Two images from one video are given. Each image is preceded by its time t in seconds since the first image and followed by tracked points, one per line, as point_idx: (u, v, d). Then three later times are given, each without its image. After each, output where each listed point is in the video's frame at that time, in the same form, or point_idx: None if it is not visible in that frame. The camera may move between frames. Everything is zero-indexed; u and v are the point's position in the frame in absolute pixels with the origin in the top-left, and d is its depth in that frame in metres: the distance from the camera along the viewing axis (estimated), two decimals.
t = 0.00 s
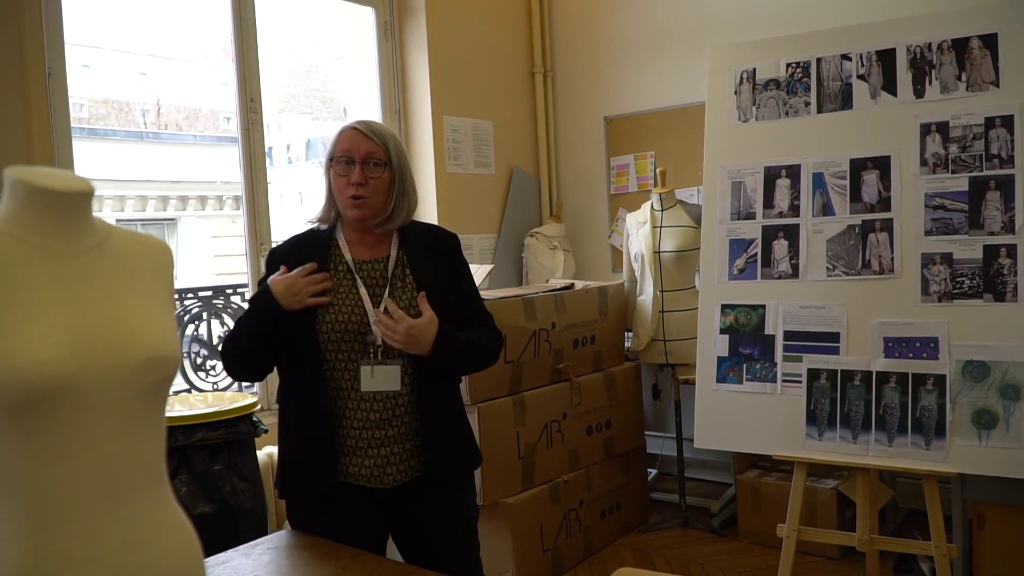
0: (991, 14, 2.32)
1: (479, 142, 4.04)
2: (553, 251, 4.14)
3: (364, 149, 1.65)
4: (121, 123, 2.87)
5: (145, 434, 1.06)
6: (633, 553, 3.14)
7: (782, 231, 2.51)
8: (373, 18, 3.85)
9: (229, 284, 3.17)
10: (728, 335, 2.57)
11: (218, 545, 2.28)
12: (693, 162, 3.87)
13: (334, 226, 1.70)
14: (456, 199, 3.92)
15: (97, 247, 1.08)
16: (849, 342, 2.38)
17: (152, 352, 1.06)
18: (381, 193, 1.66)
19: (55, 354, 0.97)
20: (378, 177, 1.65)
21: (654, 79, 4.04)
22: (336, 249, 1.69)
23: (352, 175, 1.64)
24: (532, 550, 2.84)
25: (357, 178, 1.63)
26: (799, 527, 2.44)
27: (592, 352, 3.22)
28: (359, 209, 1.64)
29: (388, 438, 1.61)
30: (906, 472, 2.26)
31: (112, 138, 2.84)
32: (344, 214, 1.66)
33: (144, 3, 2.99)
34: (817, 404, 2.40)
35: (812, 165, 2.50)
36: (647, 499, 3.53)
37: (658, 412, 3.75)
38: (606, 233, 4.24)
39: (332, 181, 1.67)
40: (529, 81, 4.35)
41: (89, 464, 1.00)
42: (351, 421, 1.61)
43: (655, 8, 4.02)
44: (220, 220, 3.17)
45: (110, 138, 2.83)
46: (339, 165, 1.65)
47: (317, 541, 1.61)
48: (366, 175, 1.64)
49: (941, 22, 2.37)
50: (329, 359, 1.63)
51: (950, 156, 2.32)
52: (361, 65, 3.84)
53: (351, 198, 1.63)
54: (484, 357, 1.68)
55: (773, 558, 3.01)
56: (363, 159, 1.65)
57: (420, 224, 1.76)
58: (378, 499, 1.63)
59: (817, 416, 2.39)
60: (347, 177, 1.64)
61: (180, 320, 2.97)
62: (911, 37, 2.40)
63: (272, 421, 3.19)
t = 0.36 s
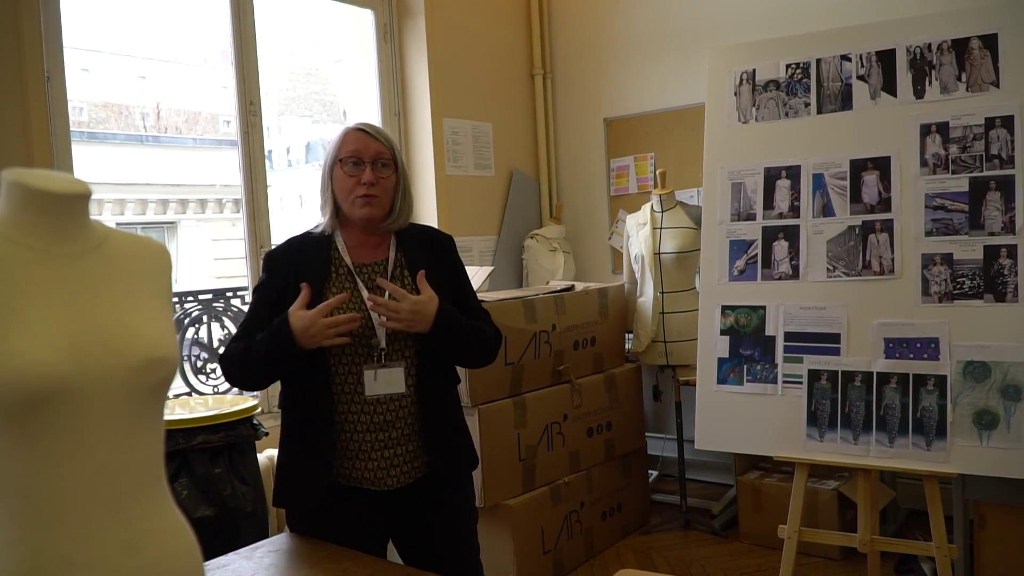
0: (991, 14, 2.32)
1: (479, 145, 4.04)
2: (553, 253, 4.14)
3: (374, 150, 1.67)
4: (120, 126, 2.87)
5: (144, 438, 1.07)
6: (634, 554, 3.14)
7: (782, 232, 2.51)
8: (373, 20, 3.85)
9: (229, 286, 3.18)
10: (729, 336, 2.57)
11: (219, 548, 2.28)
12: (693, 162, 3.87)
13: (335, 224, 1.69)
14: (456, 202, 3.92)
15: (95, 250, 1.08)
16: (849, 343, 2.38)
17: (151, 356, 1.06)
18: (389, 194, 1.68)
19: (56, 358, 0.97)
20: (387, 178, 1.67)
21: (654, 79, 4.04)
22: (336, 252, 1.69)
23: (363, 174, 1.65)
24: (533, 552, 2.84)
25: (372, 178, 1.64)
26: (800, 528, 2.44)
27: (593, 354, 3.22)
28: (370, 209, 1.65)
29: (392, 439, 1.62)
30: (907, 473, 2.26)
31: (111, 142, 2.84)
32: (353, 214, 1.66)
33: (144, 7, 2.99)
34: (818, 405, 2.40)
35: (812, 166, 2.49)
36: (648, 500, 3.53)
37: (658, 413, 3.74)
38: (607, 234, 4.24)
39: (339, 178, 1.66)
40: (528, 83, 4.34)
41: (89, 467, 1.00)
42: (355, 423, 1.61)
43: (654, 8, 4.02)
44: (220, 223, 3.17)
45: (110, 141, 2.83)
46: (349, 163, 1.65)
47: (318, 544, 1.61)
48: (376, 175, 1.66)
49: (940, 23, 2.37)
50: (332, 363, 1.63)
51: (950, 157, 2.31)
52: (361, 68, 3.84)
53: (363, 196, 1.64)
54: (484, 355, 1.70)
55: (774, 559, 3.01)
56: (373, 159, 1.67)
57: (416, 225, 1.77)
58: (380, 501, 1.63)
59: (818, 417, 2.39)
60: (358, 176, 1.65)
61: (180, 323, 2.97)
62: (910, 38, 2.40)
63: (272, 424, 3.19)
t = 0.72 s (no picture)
0: (991, 14, 2.32)
1: (479, 145, 4.04)
2: (553, 253, 4.13)
3: (374, 149, 1.69)
4: (120, 127, 2.87)
5: (145, 439, 1.06)
6: (634, 554, 3.14)
7: (782, 232, 2.51)
8: (373, 20, 3.85)
9: (229, 287, 3.18)
10: (729, 336, 2.58)
11: (220, 549, 2.27)
12: (693, 162, 3.87)
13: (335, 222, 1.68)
14: (455, 202, 3.92)
15: (95, 250, 1.08)
16: (849, 344, 2.38)
17: (152, 356, 1.06)
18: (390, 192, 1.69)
19: (57, 359, 0.97)
20: (389, 176, 1.69)
21: (653, 79, 4.04)
22: (333, 254, 1.69)
23: (366, 172, 1.66)
24: (533, 552, 2.85)
25: (378, 176, 1.65)
26: (800, 528, 2.44)
27: (593, 354, 3.22)
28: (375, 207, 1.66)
29: (396, 439, 1.62)
30: (907, 473, 2.26)
31: (111, 142, 2.84)
32: (356, 212, 1.66)
33: (144, 8, 2.98)
34: (818, 405, 2.40)
35: (812, 166, 2.50)
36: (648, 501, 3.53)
37: (659, 414, 3.74)
38: (606, 234, 4.24)
39: (342, 176, 1.66)
40: (528, 83, 4.35)
41: (89, 467, 1.00)
42: (359, 424, 1.61)
43: (653, 8, 4.02)
44: (220, 224, 3.17)
45: (110, 142, 2.83)
46: (350, 163, 1.66)
47: (319, 545, 1.61)
48: (379, 173, 1.68)
49: (940, 24, 2.38)
50: (333, 364, 1.62)
51: (949, 157, 2.32)
52: (360, 68, 3.84)
53: (369, 194, 1.65)
54: (484, 353, 1.71)
55: (775, 559, 3.02)
56: (374, 158, 1.68)
57: (413, 227, 1.78)
58: (383, 501, 1.63)
59: (818, 417, 2.40)
60: (362, 174, 1.65)
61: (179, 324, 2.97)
62: (910, 38, 2.40)
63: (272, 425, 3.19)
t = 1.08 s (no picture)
0: (987, 13, 2.32)
1: (477, 145, 4.04)
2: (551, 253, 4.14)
3: (381, 160, 1.68)
4: (117, 126, 2.87)
5: (141, 438, 1.06)
6: (632, 554, 3.15)
7: (779, 231, 2.52)
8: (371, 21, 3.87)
9: (227, 287, 3.18)
10: (726, 335, 2.58)
11: (217, 548, 2.27)
12: (691, 162, 3.87)
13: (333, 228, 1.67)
14: (453, 201, 3.92)
15: (91, 249, 1.08)
16: (846, 342, 2.39)
17: (149, 354, 1.06)
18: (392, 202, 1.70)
19: (52, 357, 0.97)
20: (392, 188, 1.70)
21: (650, 79, 4.04)
22: (327, 255, 1.69)
23: (371, 184, 1.66)
24: (530, 551, 2.85)
25: (382, 189, 1.65)
26: (797, 526, 2.44)
27: (590, 353, 3.22)
28: (377, 219, 1.67)
29: (393, 439, 1.63)
30: (904, 472, 2.27)
31: (109, 142, 2.84)
32: (357, 221, 1.66)
33: (141, 8, 2.98)
34: (815, 404, 2.40)
35: (809, 165, 2.50)
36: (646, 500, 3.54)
37: (656, 413, 3.75)
38: (604, 234, 4.24)
39: (346, 185, 1.65)
40: (525, 83, 4.35)
41: (86, 466, 1.00)
42: (356, 425, 1.62)
43: (650, 8, 4.03)
44: (217, 224, 3.17)
45: (107, 141, 2.83)
46: (356, 173, 1.65)
47: (315, 544, 1.61)
48: (384, 185, 1.68)
49: (936, 23, 2.38)
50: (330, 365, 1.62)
51: (946, 156, 2.32)
52: (358, 68, 3.84)
53: (374, 207, 1.65)
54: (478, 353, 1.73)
55: (772, 558, 3.02)
56: (380, 169, 1.68)
57: (407, 228, 1.79)
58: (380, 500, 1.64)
59: (815, 415, 2.40)
60: (367, 186, 1.65)
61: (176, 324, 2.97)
62: (906, 37, 2.41)
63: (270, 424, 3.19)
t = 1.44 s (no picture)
0: (982, 13, 2.33)
1: (473, 144, 4.04)
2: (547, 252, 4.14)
3: (363, 156, 1.68)
4: (113, 125, 2.86)
5: (133, 437, 1.06)
6: (628, 553, 3.15)
7: (775, 231, 2.52)
8: (366, 19, 3.84)
9: (222, 285, 3.17)
10: (721, 335, 2.58)
11: (212, 548, 2.27)
12: (687, 161, 3.87)
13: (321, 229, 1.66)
14: (449, 200, 3.92)
15: (83, 248, 1.08)
16: (842, 342, 2.39)
17: (141, 354, 1.06)
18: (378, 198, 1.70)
19: (44, 357, 0.97)
20: (377, 182, 1.70)
21: (646, 78, 4.04)
22: (319, 255, 1.69)
23: (356, 181, 1.66)
24: (526, 551, 2.85)
25: (368, 184, 1.66)
26: (792, 526, 2.45)
27: (587, 352, 3.22)
28: (365, 215, 1.67)
29: (392, 438, 1.64)
30: (899, 471, 2.27)
31: (104, 140, 2.83)
32: (345, 219, 1.66)
33: (137, 6, 2.97)
34: (810, 403, 2.41)
35: (805, 164, 2.50)
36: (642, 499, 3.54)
37: (652, 412, 3.75)
38: (600, 233, 4.25)
39: (332, 183, 1.65)
40: (522, 81, 4.35)
41: (77, 465, 0.99)
42: (355, 425, 1.61)
43: (647, 7, 4.02)
44: (213, 222, 3.16)
45: (103, 140, 2.83)
46: (340, 171, 1.66)
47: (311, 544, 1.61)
48: (368, 180, 1.68)
49: (931, 23, 2.38)
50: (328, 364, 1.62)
51: (941, 156, 2.33)
52: (355, 66, 3.83)
53: (360, 203, 1.66)
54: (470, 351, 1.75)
55: (768, 557, 3.02)
56: (363, 165, 1.68)
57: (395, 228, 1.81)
58: (376, 500, 1.64)
59: (810, 415, 2.40)
60: (352, 183, 1.66)
61: (172, 322, 2.97)
62: (902, 37, 2.41)
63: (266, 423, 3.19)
